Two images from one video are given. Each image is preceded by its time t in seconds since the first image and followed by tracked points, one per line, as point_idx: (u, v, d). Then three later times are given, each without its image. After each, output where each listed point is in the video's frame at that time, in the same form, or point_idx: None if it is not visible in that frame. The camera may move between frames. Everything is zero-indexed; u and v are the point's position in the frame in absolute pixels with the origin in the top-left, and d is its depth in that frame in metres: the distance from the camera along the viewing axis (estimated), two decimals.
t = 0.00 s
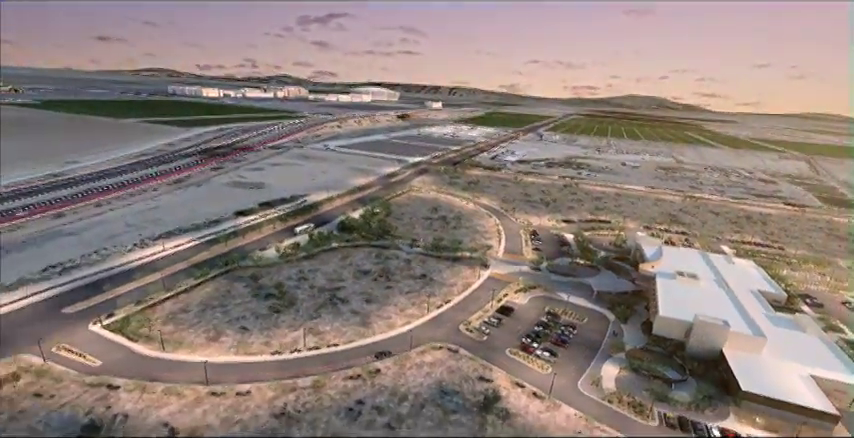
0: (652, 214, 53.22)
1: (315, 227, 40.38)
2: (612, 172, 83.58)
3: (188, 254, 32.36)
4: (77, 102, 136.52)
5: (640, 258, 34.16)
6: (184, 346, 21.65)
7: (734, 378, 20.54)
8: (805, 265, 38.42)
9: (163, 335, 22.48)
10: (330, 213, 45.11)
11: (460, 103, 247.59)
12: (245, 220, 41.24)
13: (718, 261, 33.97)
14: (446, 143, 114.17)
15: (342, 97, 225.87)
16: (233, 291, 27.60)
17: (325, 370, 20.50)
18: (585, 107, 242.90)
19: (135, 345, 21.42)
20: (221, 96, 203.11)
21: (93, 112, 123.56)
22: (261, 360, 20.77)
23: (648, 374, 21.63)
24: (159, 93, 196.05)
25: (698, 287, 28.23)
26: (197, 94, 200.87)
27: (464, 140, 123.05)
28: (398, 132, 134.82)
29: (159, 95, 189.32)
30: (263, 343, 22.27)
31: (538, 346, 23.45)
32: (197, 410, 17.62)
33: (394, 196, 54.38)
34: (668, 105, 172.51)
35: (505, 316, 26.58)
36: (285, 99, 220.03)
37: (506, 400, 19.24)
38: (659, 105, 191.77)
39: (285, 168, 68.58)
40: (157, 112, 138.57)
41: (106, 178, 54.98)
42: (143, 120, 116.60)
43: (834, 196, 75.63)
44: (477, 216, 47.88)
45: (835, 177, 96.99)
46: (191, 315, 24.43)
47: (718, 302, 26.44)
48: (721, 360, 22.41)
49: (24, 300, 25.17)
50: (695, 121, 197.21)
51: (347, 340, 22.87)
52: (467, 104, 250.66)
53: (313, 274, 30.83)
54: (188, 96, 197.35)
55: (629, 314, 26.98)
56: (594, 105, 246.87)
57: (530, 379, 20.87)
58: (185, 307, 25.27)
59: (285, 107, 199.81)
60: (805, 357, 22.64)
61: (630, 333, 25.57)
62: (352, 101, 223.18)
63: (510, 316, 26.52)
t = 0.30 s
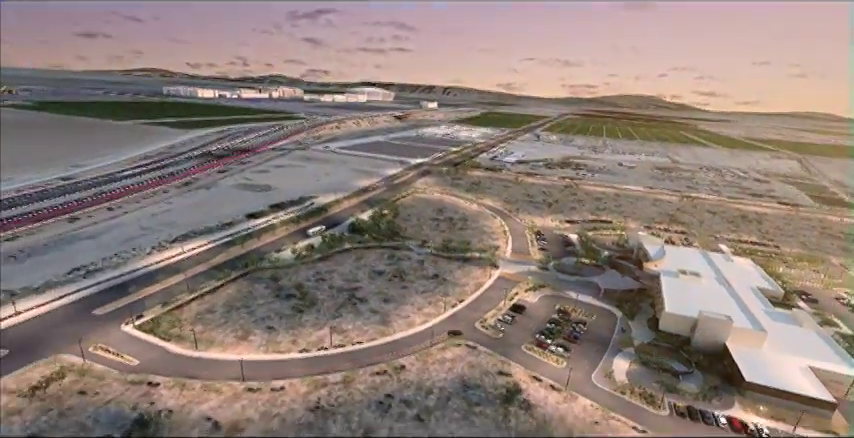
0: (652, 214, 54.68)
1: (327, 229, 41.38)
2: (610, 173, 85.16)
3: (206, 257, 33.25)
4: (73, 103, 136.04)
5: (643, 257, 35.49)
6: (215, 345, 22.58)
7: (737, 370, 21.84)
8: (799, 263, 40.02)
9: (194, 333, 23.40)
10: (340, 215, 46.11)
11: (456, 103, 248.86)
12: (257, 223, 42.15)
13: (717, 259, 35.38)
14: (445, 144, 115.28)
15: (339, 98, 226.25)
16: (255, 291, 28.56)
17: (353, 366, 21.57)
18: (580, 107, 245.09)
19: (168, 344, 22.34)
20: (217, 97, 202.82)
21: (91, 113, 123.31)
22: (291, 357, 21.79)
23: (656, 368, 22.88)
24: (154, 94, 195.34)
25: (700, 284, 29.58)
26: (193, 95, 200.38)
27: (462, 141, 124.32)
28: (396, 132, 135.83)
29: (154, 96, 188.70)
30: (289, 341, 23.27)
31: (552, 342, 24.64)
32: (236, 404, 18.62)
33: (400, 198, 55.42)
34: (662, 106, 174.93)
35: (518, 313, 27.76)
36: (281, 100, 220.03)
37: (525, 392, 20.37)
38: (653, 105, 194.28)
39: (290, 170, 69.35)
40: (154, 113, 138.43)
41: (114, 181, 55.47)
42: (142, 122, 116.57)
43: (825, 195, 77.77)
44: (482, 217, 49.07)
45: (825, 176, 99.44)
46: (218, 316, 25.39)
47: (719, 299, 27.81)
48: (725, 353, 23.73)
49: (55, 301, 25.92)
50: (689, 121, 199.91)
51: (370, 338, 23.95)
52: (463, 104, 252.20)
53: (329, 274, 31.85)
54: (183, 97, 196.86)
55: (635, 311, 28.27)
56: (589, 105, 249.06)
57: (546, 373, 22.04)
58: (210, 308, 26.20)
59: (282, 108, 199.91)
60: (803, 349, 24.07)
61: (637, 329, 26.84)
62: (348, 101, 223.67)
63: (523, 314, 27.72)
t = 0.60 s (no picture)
0: (651, 213, 56.22)
1: (338, 231, 42.36)
2: (607, 173, 86.88)
3: (225, 259, 34.11)
4: (68, 105, 135.20)
5: (647, 256, 36.89)
6: (246, 344, 23.54)
7: (742, 362, 23.17)
8: (794, 260, 41.71)
9: (224, 333, 24.34)
10: (349, 217, 47.08)
11: (452, 103, 250.24)
12: (269, 225, 43.01)
13: (717, 257, 36.87)
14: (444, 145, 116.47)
15: (334, 98, 226.44)
16: (277, 292, 29.51)
17: (380, 363, 22.65)
18: (574, 107, 247.58)
19: (201, 344, 23.25)
20: (212, 98, 202.21)
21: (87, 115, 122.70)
22: (320, 355, 22.82)
23: (666, 361, 24.19)
24: (148, 95, 194.20)
25: (703, 282, 30.94)
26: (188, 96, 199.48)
27: (460, 142, 125.64)
28: (394, 133, 136.82)
29: (148, 97, 187.64)
30: (317, 340, 24.29)
31: (566, 338, 25.87)
32: (274, 400, 19.62)
33: (405, 199, 56.50)
34: (655, 106, 177.61)
35: (531, 311, 28.99)
36: (276, 100, 219.87)
37: (545, 385, 21.57)
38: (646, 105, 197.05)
39: (294, 172, 70.10)
40: (150, 114, 137.91)
41: (121, 184, 55.89)
42: (139, 124, 116.32)
43: (815, 193, 80.08)
44: (487, 218, 50.26)
45: (815, 175, 102.11)
46: (245, 316, 26.34)
47: (722, 295, 29.17)
48: (729, 346, 25.08)
49: (85, 304, 26.68)
50: (681, 120, 202.92)
51: (393, 336, 25.04)
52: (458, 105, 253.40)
53: (346, 275, 32.86)
54: (178, 98, 196.01)
55: (642, 308, 29.59)
56: (582, 105, 251.62)
57: (563, 367, 23.26)
58: (236, 308, 27.13)
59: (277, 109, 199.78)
60: (801, 342, 25.51)
61: (645, 324, 28.15)
62: (344, 102, 224.05)
63: (536, 311, 28.96)
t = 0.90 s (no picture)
0: (650, 212, 57.90)
1: (350, 232, 43.33)
2: (604, 173, 88.70)
3: (243, 262, 34.93)
4: (62, 107, 134.14)
5: (650, 254, 38.38)
6: (276, 343, 24.47)
7: (747, 354, 24.60)
8: (788, 257, 43.52)
9: (254, 333, 25.24)
10: (358, 218, 48.06)
11: (446, 104, 251.51)
12: (281, 228, 43.88)
13: (716, 255, 38.44)
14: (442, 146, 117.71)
15: (329, 99, 226.57)
16: (298, 293, 30.46)
17: (407, 359, 23.72)
18: (567, 107, 250.18)
19: (232, 344, 24.13)
20: (206, 99, 201.34)
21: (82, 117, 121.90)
22: (348, 353, 23.84)
23: (674, 354, 25.56)
24: (140, 96, 192.74)
25: (705, 279, 32.42)
26: (182, 97, 198.32)
27: (457, 142, 126.97)
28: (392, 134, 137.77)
29: (141, 98, 186.30)
30: (343, 339, 25.29)
31: (579, 333, 27.16)
32: (310, 395, 20.60)
33: (411, 201, 57.57)
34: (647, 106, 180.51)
35: (544, 308, 30.27)
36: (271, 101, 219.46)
37: (564, 378, 22.77)
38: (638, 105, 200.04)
39: (298, 174, 70.82)
40: (145, 116, 137.26)
41: (128, 187, 56.26)
42: (136, 126, 115.89)
43: (805, 191, 82.54)
44: (492, 218, 51.50)
45: (804, 172, 104.96)
46: (271, 316, 27.26)
47: (724, 291, 30.66)
48: (733, 340, 26.51)
49: (113, 307, 27.38)
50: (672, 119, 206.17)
51: (416, 334, 26.14)
52: (453, 106, 254.90)
53: (363, 276, 33.86)
54: (171, 99, 194.81)
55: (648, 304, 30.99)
56: (575, 104, 254.36)
57: (580, 361, 24.51)
58: (261, 309, 28.04)
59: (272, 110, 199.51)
60: (800, 333, 27.06)
61: (653, 319, 29.56)
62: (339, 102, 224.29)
63: (549, 309, 30.24)
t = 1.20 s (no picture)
0: (648, 211, 59.62)
1: (361, 234, 44.31)
2: (600, 172, 90.58)
3: (261, 264, 35.75)
4: (54, 109, 132.59)
5: (653, 252, 39.92)
6: (304, 341, 25.40)
7: (751, 345, 26.08)
8: (782, 253, 45.44)
9: (282, 332, 26.18)
10: (367, 220, 49.06)
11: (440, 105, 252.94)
12: (293, 230, 44.70)
13: (716, 252, 40.07)
14: (439, 146, 118.88)
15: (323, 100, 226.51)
16: (319, 293, 31.42)
17: (431, 355, 24.81)
18: (559, 107, 252.96)
19: (263, 343, 25.05)
20: (199, 101, 200.16)
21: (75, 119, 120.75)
22: (375, 350, 24.90)
23: (682, 347, 27.01)
24: (132, 97, 190.92)
25: (708, 275, 33.96)
26: (175, 99, 196.91)
27: (454, 143, 128.28)
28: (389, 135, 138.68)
29: (133, 100, 184.55)
30: (368, 337, 26.31)
31: (592, 329, 28.51)
32: (345, 390, 21.60)
33: (416, 202, 58.64)
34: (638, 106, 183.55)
35: (555, 305, 31.59)
36: (265, 103, 218.89)
37: (582, 370, 24.05)
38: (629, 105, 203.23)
39: (301, 176, 71.49)
40: (139, 118, 136.21)
41: (134, 191, 56.43)
42: (132, 128, 115.15)
43: (794, 189, 85.17)
44: (497, 219, 52.76)
45: (792, 170, 107.98)
46: (296, 316, 28.20)
47: (726, 287, 32.21)
48: (736, 332, 28.02)
49: (140, 309, 28.06)
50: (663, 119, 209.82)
51: (437, 331, 27.26)
52: (446, 106, 256.24)
53: (379, 276, 34.88)
54: (164, 101, 193.35)
55: (654, 300, 32.49)
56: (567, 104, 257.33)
57: (595, 354, 25.82)
58: (286, 309, 28.97)
59: (266, 111, 199.05)
60: (798, 325, 28.66)
61: (659, 314, 31.04)
62: (333, 103, 224.42)
63: (560, 306, 31.56)
